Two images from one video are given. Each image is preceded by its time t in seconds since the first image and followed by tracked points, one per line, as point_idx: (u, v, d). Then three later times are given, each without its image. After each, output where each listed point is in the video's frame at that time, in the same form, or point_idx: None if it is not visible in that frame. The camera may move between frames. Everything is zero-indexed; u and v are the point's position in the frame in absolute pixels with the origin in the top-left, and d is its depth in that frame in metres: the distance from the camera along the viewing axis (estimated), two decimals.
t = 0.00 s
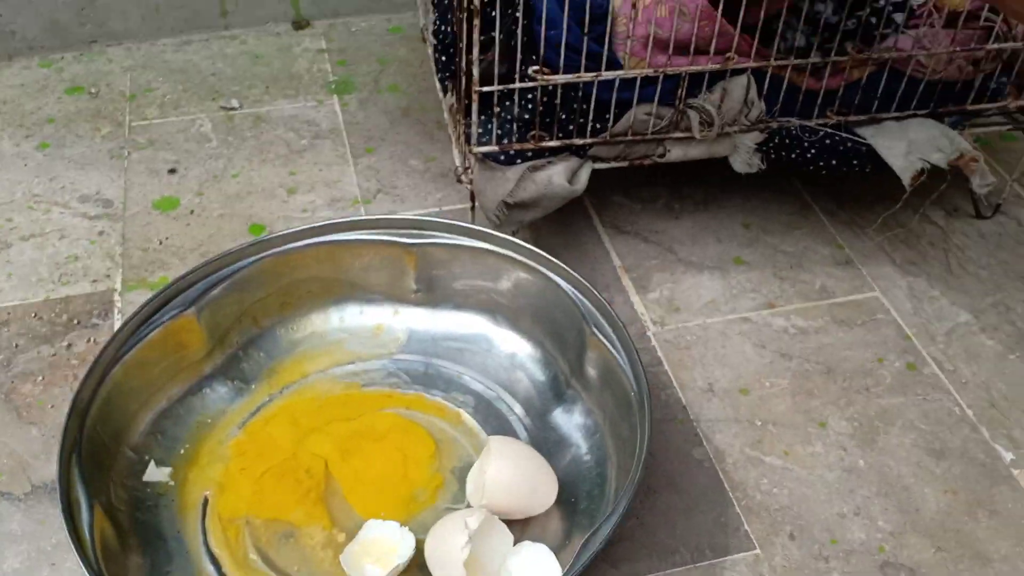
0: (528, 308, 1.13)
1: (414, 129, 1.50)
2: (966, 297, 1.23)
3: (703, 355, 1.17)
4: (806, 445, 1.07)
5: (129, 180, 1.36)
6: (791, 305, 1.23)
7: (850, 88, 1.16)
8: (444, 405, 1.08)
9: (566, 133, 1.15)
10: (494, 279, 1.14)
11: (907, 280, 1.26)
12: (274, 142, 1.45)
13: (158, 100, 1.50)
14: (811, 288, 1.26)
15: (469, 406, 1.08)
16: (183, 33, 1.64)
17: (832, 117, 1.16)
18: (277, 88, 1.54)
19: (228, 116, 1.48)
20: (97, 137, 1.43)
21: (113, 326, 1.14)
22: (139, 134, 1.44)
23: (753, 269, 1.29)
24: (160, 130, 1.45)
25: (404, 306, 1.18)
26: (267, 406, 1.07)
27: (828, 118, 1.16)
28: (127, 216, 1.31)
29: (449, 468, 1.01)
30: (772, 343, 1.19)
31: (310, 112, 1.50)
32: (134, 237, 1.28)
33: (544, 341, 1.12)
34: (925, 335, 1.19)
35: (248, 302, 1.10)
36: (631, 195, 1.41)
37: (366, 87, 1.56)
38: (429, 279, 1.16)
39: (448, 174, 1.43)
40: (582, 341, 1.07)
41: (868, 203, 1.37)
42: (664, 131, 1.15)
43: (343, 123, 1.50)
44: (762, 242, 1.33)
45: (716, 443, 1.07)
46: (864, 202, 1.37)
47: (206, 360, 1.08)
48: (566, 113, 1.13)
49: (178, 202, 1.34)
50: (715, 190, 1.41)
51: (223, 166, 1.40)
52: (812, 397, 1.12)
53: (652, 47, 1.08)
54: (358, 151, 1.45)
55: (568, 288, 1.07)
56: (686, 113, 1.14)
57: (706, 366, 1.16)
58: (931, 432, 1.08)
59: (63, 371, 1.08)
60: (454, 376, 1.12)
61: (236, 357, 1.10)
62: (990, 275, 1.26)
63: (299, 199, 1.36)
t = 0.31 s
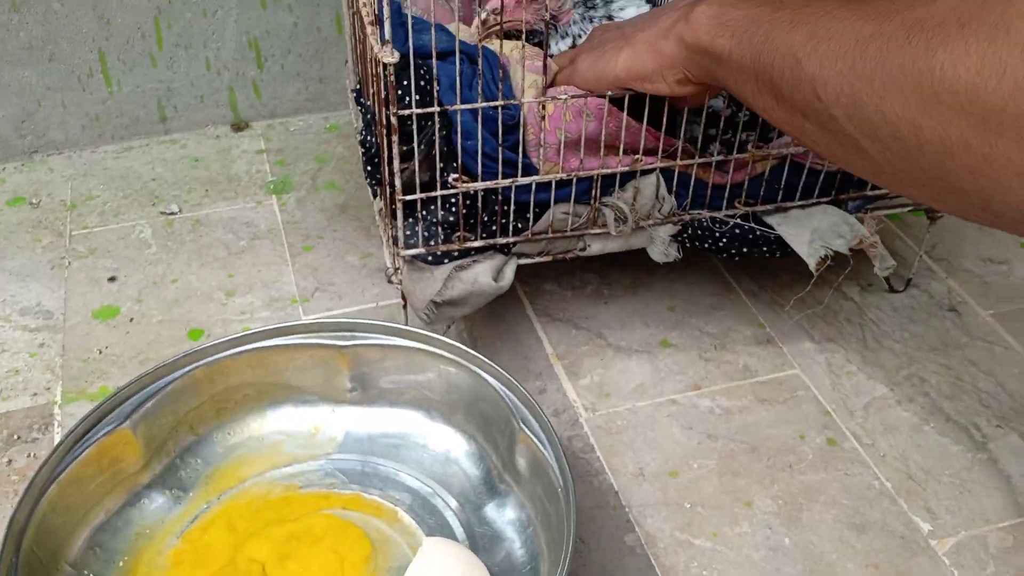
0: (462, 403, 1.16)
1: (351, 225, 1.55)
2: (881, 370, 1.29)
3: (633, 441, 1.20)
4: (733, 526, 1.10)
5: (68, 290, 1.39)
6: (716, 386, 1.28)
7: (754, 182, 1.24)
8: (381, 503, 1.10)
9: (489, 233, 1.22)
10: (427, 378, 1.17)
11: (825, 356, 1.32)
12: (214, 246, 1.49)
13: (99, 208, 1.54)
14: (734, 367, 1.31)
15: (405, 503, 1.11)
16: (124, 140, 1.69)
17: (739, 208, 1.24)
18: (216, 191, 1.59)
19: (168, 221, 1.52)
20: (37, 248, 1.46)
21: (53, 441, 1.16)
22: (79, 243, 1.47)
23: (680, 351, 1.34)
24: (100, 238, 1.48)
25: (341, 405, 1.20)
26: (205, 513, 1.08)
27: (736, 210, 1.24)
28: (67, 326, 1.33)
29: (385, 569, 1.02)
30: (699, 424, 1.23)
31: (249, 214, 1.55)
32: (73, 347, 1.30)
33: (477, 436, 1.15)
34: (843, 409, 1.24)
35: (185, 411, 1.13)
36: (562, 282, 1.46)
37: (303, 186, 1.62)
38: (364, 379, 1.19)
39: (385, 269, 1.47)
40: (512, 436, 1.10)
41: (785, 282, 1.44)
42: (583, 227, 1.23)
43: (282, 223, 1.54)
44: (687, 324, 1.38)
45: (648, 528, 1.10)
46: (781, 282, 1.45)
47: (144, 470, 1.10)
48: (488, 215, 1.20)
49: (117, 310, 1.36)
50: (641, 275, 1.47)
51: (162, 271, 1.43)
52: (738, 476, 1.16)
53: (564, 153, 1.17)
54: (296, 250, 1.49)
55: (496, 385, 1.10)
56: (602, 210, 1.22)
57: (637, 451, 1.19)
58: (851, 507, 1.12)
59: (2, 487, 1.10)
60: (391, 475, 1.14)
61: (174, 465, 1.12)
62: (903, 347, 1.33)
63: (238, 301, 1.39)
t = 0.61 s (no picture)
0: (442, 478, 1.18)
1: (330, 300, 1.57)
2: (851, 428, 1.33)
3: (612, 509, 1.22)
4: None
5: (51, 377, 1.41)
6: (692, 450, 1.31)
7: (717, 250, 1.29)
8: None
9: (464, 308, 1.25)
10: (408, 454, 1.19)
11: (796, 417, 1.35)
12: (194, 327, 1.51)
13: (80, 294, 1.57)
14: (709, 430, 1.34)
15: None
16: (103, 224, 1.73)
17: (704, 275, 1.29)
18: (195, 272, 1.62)
19: (148, 304, 1.55)
20: (19, 337, 1.48)
21: (37, 530, 1.18)
22: (61, 329, 1.50)
23: (655, 415, 1.37)
24: (82, 324, 1.51)
25: (323, 484, 1.22)
26: None
27: (703, 277, 1.29)
28: (50, 414, 1.35)
29: None
30: (676, 489, 1.25)
31: (229, 294, 1.58)
32: (56, 435, 1.32)
33: (459, 511, 1.17)
34: (816, 469, 1.27)
35: (169, 497, 1.14)
36: (538, 350, 1.49)
37: (282, 264, 1.65)
38: (345, 458, 1.20)
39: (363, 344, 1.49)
40: (492, 510, 1.11)
41: (754, 343, 1.48)
42: (555, 299, 1.27)
43: (261, 301, 1.57)
44: (661, 389, 1.41)
45: None
46: (751, 343, 1.49)
47: (129, 559, 1.10)
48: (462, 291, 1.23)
49: (99, 395, 1.38)
50: (615, 341, 1.50)
51: (143, 355, 1.46)
52: (716, 540, 1.18)
53: (533, 230, 1.21)
54: (276, 328, 1.52)
55: (476, 460, 1.12)
56: (572, 282, 1.26)
57: (616, 519, 1.21)
58: (827, 567, 1.14)
59: None
60: (374, 554, 1.16)
61: (160, 552, 1.12)
62: (871, 404, 1.36)
63: (219, 382, 1.41)
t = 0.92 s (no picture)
0: (417, 544, 1.20)
1: (310, 365, 1.61)
2: (820, 482, 1.35)
3: (586, 569, 1.24)
4: None
5: (35, 448, 1.44)
6: (664, 508, 1.33)
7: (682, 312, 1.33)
8: None
9: (437, 374, 1.29)
10: (384, 520, 1.21)
11: (766, 472, 1.38)
12: (176, 394, 1.55)
13: (65, 363, 1.62)
14: (681, 487, 1.36)
15: None
16: (88, 293, 1.82)
17: (671, 335, 1.33)
18: (178, 339, 1.67)
19: (132, 372, 1.59)
20: (4, 409, 1.51)
21: None
22: (46, 400, 1.53)
23: (628, 473, 1.39)
24: (67, 395, 1.54)
25: (302, 552, 1.24)
26: None
27: (670, 337, 1.33)
28: (33, 485, 1.37)
29: None
30: (649, 548, 1.27)
31: (210, 360, 1.62)
32: (40, 506, 1.34)
33: None
34: (785, 524, 1.29)
35: (149, 569, 1.16)
36: (514, 411, 1.52)
37: (263, 328, 1.70)
38: (323, 526, 1.23)
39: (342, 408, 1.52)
40: None
41: (724, 400, 1.52)
42: (526, 363, 1.31)
43: (242, 367, 1.61)
44: (635, 446, 1.44)
45: None
46: (721, 400, 1.52)
47: None
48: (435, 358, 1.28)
49: (83, 465, 1.40)
50: (589, 399, 1.53)
51: (126, 423, 1.48)
52: None
53: (502, 299, 1.25)
54: (256, 393, 1.55)
55: (449, 526, 1.14)
56: (542, 346, 1.30)
57: None
58: None
59: None
60: None
61: None
62: (838, 458, 1.39)
63: (200, 450, 1.44)
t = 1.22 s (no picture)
0: None
1: (305, 400, 1.62)
2: (811, 512, 1.36)
3: None
4: None
5: (32, 487, 1.45)
6: (657, 539, 1.34)
7: (672, 344, 1.37)
8: None
9: (430, 410, 1.31)
10: (378, 556, 1.21)
11: (758, 502, 1.39)
12: (172, 431, 1.56)
13: (62, 401, 1.63)
14: (674, 519, 1.37)
15: None
16: (84, 330, 1.83)
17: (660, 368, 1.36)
18: (174, 376, 1.69)
19: (128, 410, 1.61)
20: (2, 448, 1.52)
21: None
22: (43, 439, 1.54)
23: (621, 505, 1.40)
24: (63, 433, 1.56)
25: None
26: None
27: (659, 370, 1.37)
28: (31, 524, 1.38)
29: None
30: None
31: (206, 397, 1.63)
32: (37, 545, 1.34)
33: None
34: (777, 555, 1.30)
35: None
36: (508, 443, 1.53)
37: (258, 364, 1.72)
38: (317, 563, 1.23)
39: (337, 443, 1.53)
40: None
41: (715, 430, 1.53)
42: (518, 399, 1.33)
43: (237, 403, 1.62)
44: (628, 477, 1.45)
45: None
46: (712, 430, 1.54)
47: None
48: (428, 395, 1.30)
49: (80, 504, 1.41)
50: (582, 431, 1.55)
51: (123, 460, 1.49)
52: None
53: (493, 335, 1.28)
54: (252, 430, 1.56)
55: (443, 562, 1.14)
56: (533, 381, 1.33)
57: None
58: None
59: None
60: None
61: None
62: (830, 488, 1.41)
63: (196, 487, 1.44)
